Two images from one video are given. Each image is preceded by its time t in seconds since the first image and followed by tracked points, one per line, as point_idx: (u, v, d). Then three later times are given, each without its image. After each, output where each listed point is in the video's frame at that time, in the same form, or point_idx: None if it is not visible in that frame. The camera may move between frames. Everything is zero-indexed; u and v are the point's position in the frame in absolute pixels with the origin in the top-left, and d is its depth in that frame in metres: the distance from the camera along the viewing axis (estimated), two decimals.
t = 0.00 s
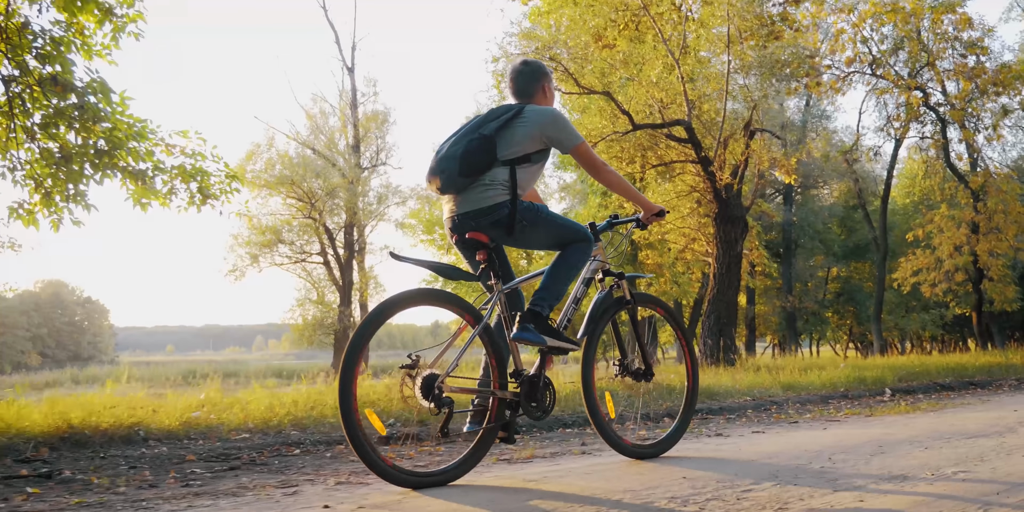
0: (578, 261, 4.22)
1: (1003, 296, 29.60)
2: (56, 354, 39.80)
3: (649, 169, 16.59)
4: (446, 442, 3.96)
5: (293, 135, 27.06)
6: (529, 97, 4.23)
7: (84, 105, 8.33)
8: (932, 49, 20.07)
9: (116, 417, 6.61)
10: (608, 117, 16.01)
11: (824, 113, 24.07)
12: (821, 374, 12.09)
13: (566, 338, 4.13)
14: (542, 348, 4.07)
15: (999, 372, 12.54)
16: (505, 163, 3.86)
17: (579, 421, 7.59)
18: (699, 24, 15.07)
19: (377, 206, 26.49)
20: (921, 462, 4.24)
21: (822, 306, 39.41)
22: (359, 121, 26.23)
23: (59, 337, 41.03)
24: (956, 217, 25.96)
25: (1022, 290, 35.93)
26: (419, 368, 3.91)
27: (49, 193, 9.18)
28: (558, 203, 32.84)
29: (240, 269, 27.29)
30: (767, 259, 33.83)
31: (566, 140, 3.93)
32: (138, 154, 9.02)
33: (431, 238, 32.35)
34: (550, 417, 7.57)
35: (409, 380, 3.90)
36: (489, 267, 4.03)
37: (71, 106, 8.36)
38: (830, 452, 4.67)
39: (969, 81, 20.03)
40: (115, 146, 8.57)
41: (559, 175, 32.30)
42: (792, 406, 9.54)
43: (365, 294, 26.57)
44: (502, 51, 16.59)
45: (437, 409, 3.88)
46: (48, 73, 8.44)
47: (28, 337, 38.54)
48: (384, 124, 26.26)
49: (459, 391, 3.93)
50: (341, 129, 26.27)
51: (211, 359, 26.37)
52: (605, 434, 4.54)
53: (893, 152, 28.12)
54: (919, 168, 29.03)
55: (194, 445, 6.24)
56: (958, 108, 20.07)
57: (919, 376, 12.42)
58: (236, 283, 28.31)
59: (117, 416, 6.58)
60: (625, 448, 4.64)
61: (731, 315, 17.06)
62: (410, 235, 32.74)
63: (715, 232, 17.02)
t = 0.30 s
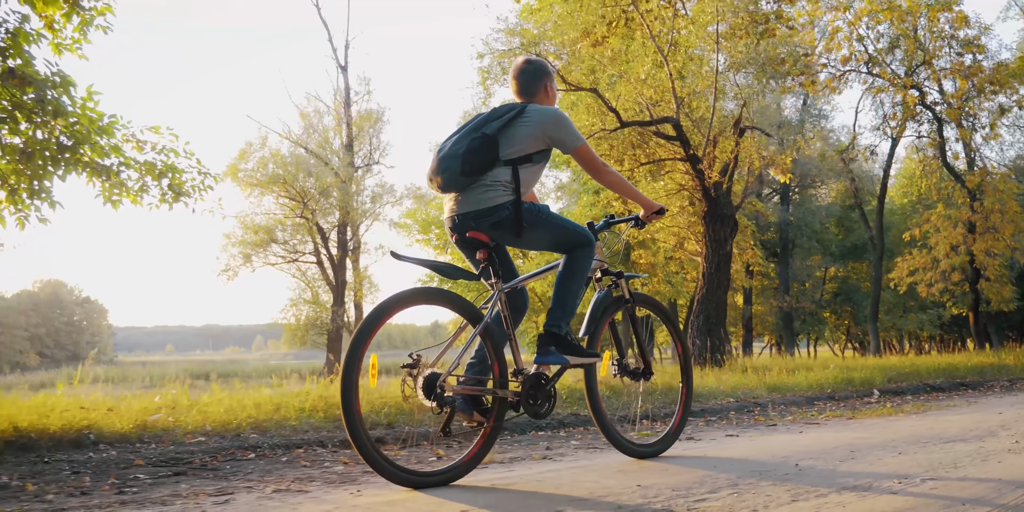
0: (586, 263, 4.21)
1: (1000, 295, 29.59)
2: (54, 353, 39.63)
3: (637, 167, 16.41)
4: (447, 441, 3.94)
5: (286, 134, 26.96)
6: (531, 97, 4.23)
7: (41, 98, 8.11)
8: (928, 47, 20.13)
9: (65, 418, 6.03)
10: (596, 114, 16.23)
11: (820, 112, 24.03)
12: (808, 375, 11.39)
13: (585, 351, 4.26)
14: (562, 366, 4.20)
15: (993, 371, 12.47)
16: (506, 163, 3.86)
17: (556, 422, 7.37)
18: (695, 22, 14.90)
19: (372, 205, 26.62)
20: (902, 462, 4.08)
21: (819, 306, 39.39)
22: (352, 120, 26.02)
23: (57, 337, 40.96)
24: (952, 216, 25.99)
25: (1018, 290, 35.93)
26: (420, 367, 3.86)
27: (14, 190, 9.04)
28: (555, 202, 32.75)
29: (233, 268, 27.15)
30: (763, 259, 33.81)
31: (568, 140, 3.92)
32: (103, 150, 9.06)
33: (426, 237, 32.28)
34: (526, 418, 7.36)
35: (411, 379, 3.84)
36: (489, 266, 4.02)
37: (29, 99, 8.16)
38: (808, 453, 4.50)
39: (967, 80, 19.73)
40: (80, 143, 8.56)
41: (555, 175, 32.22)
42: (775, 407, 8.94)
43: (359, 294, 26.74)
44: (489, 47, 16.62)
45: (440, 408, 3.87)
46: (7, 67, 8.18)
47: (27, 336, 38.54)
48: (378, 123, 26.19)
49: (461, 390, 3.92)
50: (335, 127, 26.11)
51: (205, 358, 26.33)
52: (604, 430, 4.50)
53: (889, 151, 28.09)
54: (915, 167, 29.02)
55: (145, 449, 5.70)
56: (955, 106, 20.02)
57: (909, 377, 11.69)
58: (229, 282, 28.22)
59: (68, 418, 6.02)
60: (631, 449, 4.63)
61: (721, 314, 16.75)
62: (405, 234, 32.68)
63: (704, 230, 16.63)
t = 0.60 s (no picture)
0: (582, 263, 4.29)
1: (997, 295, 29.67)
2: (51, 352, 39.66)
3: (624, 165, 16.43)
4: (446, 440, 4.01)
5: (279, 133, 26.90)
6: (529, 93, 4.30)
7: None
8: (924, 45, 20.40)
9: (8, 418, 5.62)
10: (582, 111, 16.28)
11: (817, 111, 24.06)
12: (795, 375, 11.38)
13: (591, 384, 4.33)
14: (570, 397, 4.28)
15: (985, 372, 12.56)
16: (506, 162, 3.94)
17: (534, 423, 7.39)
18: (687, 19, 14.80)
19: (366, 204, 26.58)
20: (869, 467, 4.12)
21: (818, 306, 39.44)
22: (346, 119, 25.98)
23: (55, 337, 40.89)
24: (949, 216, 26.11)
25: (1014, 291, 36.10)
26: (417, 366, 3.93)
27: None
28: (551, 201, 32.75)
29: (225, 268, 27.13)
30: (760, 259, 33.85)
31: (566, 138, 4.00)
32: (65, 146, 9.00)
33: (421, 237, 32.33)
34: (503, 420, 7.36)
35: (408, 376, 3.93)
36: (486, 262, 4.16)
37: None
38: (778, 456, 4.55)
39: (963, 78, 19.77)
40: (43, 138, 8.54)
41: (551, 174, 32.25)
42: (756, 409, 8.98)
43: (354, 293, 27.02)
44: (473, 43, 16.67)
45: (437, 406, 3.95)
46: None
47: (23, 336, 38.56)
48: (372, 122, 26.15)
49: (460, 390, 3.96)
50: (329, 127, 26.08)
51: (199, 358, 26.38)
52: (605, 435, 4.56)
53: (886, 150, 28.13)
54: (912, 167, 29.06)
55: (92, 452, 5.30)
56: (951, 105, 20.06)
57: (899, 377, 11.74)
58: (221, 281, 28.23)
59: (13, 418, 5.62)
60: (631, 449, 4.73)
61: (709, 315, 16.71)
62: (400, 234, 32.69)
63: (692, 228, 16.66)
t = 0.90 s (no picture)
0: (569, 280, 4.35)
1: (994, 295, 29.70)
2: (50, 352, 39.88)
3: (612, 163, 16.49)
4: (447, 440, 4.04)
5: (273, 132, 27.01)
6: (529, 95, 4.35)
7: None
8: (919, 43, 20.43)
9: None
10: (567, 108, 16.09)
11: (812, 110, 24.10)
12: (779, 377, 11.37)
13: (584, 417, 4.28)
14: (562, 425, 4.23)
15: (976, 373, 12.56)
16: (509, 164, 3.98)
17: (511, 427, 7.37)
18: (678, 15, 14.67)
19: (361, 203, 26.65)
20: (829, 472, 4.09)
21: (815, 307, 39.53)
22: (340, 118, 25.93)
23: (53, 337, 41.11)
24: (946, 215, 26.14)
25: (1012, 291, 36.11)
26: (418, 367, 3.96)
27: None
28: (548, 201, 32.77)
29: (219, 267, 27.34)
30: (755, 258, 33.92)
31: (567, 142, 4.04)
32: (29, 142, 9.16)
33: (417, 237, 32.39)
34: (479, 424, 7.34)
35: (410, 379, 3.95)
36: (486, 264, 4.20)
37: None
38: (743, 461, 4.52)
39: (958, 77, 19.80)
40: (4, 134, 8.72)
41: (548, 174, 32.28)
42: (738, 411, 8.94)
43: (348, 293, 26.68)
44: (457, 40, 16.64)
45: (439, 408, 3.95)
46: None
47: (24, 336, 38.87)
48: (366, 121, 26.08)
49: (460, 391, 3.99)
50: (323, 126, 26.04)
51: (195, 358, 26.46)
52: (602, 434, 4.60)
53: (882, 150, 28.15)
54: (908, 166, 29.08)
55: (37, 457, 5.19)
56: (946, 104, 20.04)
57: (888, 379, 11.68)
58: (216, 281, 28.43)
59: None
60: (625, 449, 4.78)
61: (700, 314, 16.80)
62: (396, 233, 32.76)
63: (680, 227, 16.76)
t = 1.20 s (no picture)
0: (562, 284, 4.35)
1: (990, 295, 29.71)
2: (48, 353, 39.78)
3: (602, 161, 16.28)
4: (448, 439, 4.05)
5: (265, 131, 26.83)
6: (530, 96, 4.36)
7: None
8: (915, 41, 20.43)
9: None
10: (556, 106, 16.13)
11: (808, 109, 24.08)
12: (766, 377, 10.73)
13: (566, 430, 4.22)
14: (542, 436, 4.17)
15: (968, 373, 12.48)
16: (512, 163, 3.97)
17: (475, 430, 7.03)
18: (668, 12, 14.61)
19: (355, 202, 26.68)
20: (787, 481, 3.71)
21: (812, 306, 39.58)
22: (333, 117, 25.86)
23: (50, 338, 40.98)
24: (942, 215, 26.14)
25: (1009, 290, 36.14)
26: (421, 365, 3.96)
27: None
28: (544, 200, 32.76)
29: (211, 268, 27.26)
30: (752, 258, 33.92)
31: (568, 143, 4.06)
32: None
33: (412, 237, 32.33)
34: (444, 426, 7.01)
35: (413, 378, 3.94)
36: (488, 264, 4.18)
37: None
38: (698, 467, 4.14)
39: (955, 75, 19.80)
40: None
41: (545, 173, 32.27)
42: (719, 412, 8.24)
43: (342, 293, 27.43)
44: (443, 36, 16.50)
45: (442, 406, 3.97)
46: None
47: (21, 337, 38.64)
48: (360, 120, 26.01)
49: (464, 390, 3.99)
50: (317, 125, 25.83)
51: (190, 359, 26.39)
52: (599, 433, 4.61)
53: (879, 150, 28.15)
54: (904, 166, 29.08)
55: None
56: (944, 103, 20.01)
57: (876, 379, 11.11)
58: (207, 282, 28.31)
59: None
60: (627, 449, 4.81)
61: (690, 312, 16.76)
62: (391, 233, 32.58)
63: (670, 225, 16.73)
